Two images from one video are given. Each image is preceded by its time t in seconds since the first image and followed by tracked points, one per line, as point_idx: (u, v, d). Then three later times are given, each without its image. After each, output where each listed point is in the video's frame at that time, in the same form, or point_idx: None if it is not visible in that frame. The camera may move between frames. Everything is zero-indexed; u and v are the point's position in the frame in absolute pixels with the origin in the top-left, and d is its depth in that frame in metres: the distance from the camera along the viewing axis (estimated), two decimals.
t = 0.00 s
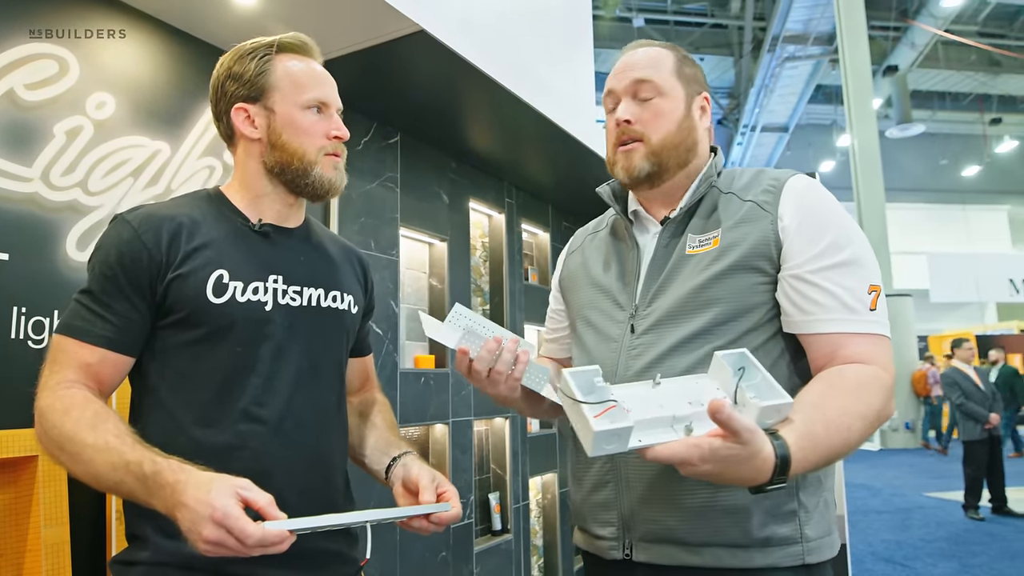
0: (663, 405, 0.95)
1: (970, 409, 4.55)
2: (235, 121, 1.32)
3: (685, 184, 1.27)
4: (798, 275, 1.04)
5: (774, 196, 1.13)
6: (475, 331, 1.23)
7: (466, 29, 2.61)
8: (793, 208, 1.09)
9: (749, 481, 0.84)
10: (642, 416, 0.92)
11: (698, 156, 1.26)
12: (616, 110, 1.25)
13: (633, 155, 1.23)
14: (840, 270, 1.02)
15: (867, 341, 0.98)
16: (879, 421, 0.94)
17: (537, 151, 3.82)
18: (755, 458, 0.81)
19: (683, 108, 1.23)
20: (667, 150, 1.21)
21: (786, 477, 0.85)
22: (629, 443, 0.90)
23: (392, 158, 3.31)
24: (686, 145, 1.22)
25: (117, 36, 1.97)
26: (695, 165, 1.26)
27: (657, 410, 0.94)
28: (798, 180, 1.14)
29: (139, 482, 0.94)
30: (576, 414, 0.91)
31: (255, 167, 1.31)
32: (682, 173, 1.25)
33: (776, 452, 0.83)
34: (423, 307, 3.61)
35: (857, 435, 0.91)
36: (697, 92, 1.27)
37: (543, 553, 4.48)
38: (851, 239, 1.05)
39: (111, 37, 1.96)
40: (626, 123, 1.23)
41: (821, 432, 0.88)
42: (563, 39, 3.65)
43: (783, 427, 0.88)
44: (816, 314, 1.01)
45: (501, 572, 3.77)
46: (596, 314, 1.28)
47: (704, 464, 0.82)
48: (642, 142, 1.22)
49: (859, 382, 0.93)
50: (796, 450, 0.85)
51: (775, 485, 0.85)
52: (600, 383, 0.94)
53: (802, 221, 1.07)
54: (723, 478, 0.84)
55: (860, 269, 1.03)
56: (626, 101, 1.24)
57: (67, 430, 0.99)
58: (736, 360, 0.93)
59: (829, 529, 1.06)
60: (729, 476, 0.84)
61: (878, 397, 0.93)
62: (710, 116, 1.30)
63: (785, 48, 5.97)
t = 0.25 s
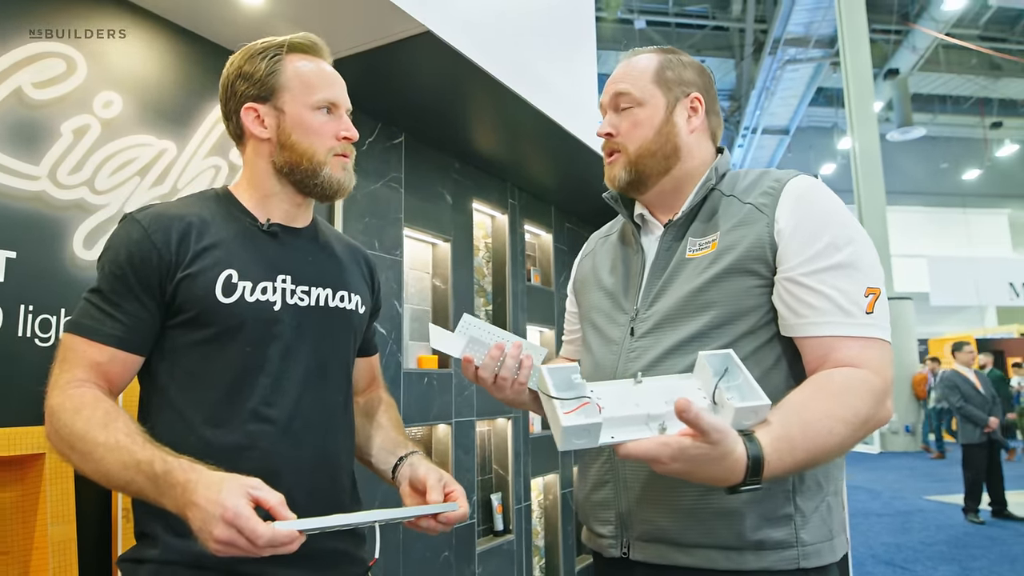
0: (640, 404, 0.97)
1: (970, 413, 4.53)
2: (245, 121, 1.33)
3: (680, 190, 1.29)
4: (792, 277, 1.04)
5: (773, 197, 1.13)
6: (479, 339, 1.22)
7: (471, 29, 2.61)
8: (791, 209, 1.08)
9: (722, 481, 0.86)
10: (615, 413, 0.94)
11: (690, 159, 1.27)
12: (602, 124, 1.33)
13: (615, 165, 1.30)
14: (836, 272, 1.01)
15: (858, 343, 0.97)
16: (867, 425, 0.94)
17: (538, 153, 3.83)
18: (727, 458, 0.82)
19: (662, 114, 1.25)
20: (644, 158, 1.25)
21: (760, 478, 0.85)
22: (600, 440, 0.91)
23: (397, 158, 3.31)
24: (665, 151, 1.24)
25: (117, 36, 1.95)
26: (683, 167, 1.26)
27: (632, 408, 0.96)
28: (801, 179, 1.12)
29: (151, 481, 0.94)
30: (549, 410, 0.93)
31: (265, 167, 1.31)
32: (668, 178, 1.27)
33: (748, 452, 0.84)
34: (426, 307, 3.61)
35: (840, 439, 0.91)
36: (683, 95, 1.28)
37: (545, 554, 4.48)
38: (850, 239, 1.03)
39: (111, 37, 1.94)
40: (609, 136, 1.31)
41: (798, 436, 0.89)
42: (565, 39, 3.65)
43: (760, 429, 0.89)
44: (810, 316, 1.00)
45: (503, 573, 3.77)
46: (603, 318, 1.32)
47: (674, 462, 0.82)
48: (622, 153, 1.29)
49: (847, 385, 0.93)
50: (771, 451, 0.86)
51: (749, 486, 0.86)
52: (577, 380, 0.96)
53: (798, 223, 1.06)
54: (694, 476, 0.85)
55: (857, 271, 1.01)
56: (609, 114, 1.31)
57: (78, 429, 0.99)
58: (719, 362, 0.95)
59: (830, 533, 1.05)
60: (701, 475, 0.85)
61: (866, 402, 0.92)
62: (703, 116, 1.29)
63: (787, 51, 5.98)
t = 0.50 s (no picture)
0: (633, 402, 0.97)
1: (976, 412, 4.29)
2: (260, 119, 1.33)
3: (689, 187, 1.28)
4: (794, 276, 1.03)
5: (777, 196, 1.12)
6: (493, 342, 1.29)
7: (479, 26, 2.60)
8: (795, 207, 1.08)
9: (715, 479, 0.86)
10: (608, 412, 0.95)
11: (698, 158, 1.26)
12: (609, 124, 1.33)
13: (624, 164, 1.31)
14: (838, 270, 1.01)
15: (859, 342, 0.97)
16: (869, 423, 0.93)
17: (545, 151, 3.83)
18: (719, 457, 0.82)
19: (669, 113, 1.25)
20: (653, 157, 1.25)
21: (753, 477, 0.85)
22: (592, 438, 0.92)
23: (405, 156, 3.31)
24: (673, 150, 1.24)
25: (117, 35, 1.93)
26: (692, 167, 1.26)
27: (627, 406, 0.97)
28: (806, 178, 1.12)
29: (168, 478, 0.94)
30: (543, 408, 0.93)
31: (279, 165, 1.31)
32: (677, 177, 1.27)
33: (741, 451, 0.84)
34: (434, 305, 3.61)
35: (840, 437, 0.90)
36: (690, 94, 1.27)
37: (552, 551, 4.49)
38: (853, 239, 1.03)
39: (112, 37, 1.91)
40: (617, 136, 1.31)
41: (794, 432, 0.88)
42: (572, 35, 3.62)
43: (754, 427, 0.89)
44: (812, 315, 1.00)
45: (511, 570, 3.77)
46: (613, 319, 1.32)
47: (668, 460, 0.82)
48: (631, 153, 1.29)
49: (846, 383, 0.93)
50: (764, 449, 0.86)
51: (743, 484, 0.86)
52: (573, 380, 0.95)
53: (800, 222, 1.06)
54: (688, 474, 0.85)
55: (860, 270, 1.01)
56: (616, 114, 1.32)
57: (95, 426, 1.00)
58: (716, 361, 0.94)
59: (840, 532, 1.05)
60: (694, 473, 0.85)
61: (866, 400, 0.92)
62: (709, 115, 1.28)
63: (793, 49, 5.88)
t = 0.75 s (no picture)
0: (643, 404, 0.97)
1: (982, 413, 4.40)
2: (273, 119, 1.34)
3: (696, 188, 1.28)
4: (803, 277, 1.03)
5: (786, 197, 1.12)
6: (501, 342, 1.29)
7: (487, 26, 2.60)
8: (803, 208, 1.07)
9: (724, 480, 0.85)
10: (618, 414, 0.94)
11: (706, 159, 1.26)
12: (618, 126, 1.34)
13: (632, 165, 1.31)
14: (847, 271, 1.00)
15: (868, 343, 0.97)
16: (876, 424, 0.93)
17: (552, 151, 3.83)
18: (728, 458, 0.82)
19: (677, 115, 1.25)
20: (660, 158, 1.25)
21: (763, 478, 0.85)
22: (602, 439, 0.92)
23: (413, 157, 3.31)
24: (681, 152, 1.24)
25: (115, 36, 1.90)
26: (700, 167, 1.26)
27: (636, 408, 0.96)
28: (814, 179, 1.12)
29: (183, 476, 0.95)
30: (553, 410, 0.93)
31: (292, 166, 1.32)
32: (684, 178, 1.26)
33: (750, 451, 0.84)
34: (442, 305, 3.62)
35: (847, 438, 0.90)
36: (698, 95, 1.27)
37: (559, 551, 4.49)
38: (861, 240, 1.03)
39: (111, 37, 1.89)
40: (625, 137, 1.32)
41: (803, 433, 0.88)
42: (578, 34, 3.62)
43: (762, 429, 0.89)
44: (820, 316, 1.00)
45: (517, 570, 3.77)
46: (621, 319, 1.31)
47: (676, 461, 0.82)
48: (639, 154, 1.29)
49: (854, 384, 0.92)
50: (773, 450, 0.86)
51: (752, 485, 0.85)
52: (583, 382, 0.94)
53: (809, 223, 1.05)
54: (698, 475, 0.85)
55: (868, 271, 1.01)
56: (624, 116, 1.32)
57: (110, 424, 1.00)
58: (726, 363, 0.94)
59: (847, 532, 1.04)
60: (703, 473, 0.85)
61: (874, 401, 0.92)
62: (719, 116, 1.28)
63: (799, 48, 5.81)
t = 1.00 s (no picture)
0: (655, 408, 0.98)
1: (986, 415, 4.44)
2: (281, 121, 1.34)
3: (701, 189, 1.28)
4: (811, 281, 1.03)
5: (793, 200, 1.12)
6: (508, 344, 1.25)
7: (492, 27, 2.60)
8: (811, 212, 1.08)
9: (739, 484, 0.86)
10: (632, 418, 0.95)
11: (713, 160, 1.26)
12: (624, 126, 1.32)
13: (639, 166, 1.30)
14: (855, 275, 1.00)
15: (877, 347, 0.97)
16: (885, 428, 0.93)
17: (556, 153, 3.83)
18: (742, 462, 0.82)
19: (686, 116, 1.24)
20: (667, 159, 1.25)
21: (776, 481, 0.85)
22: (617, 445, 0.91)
23: (417, 158, 3.32)
24: (689, 153, 1.24)
25: (113, 36, 1.89)
26: (707, 169, 1.26)
27: (649, 412, 0.97)
28: (820, 183, 1.12)
29: (192, 477, 0.95)
30: (567, 415, 0.94)
31: (299, 167, 1.32)
32: (690, 179, 1.26)
33: (763, 456, 0.84)
34: (445, 306, 3.62)
35: (857, 441, 0.90)
36: (706, 97, 1.27)
37: (561, 552, 4.49)
38: (868, 244, 1.03)
39: (111, 37, 1.88)
40: (632, 137, 1.30)
41: (815, 437, 0.88)
42: (581, 35, 3.62)
43: (776, 433, 0.89)
44: (829, 320, 1.00)
45: (520, 571, 3.77)
46: (625, 321, 1.31)
47: (691, 466, 0.83)
48: (646, 154, 1.28)
49: (864, 388, 0.92)
50: (787, 454, 0.86)
51: (766, 489, 0.86)
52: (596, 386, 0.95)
53: (817, 227, 1.06)
54: (711, 479, 0.86)
55: (875, 275, 1.01)
56: (631, 116, 1.31)
57: (119, 425, 1.01)
58: (737, 367, 0.95)
59: (852, 534, 1.05)
60: (717, 478, 0.86)
61: (883, 404, 0.92)
62: (725, 118, 1.28)
63: (801, 50, 5.87)
